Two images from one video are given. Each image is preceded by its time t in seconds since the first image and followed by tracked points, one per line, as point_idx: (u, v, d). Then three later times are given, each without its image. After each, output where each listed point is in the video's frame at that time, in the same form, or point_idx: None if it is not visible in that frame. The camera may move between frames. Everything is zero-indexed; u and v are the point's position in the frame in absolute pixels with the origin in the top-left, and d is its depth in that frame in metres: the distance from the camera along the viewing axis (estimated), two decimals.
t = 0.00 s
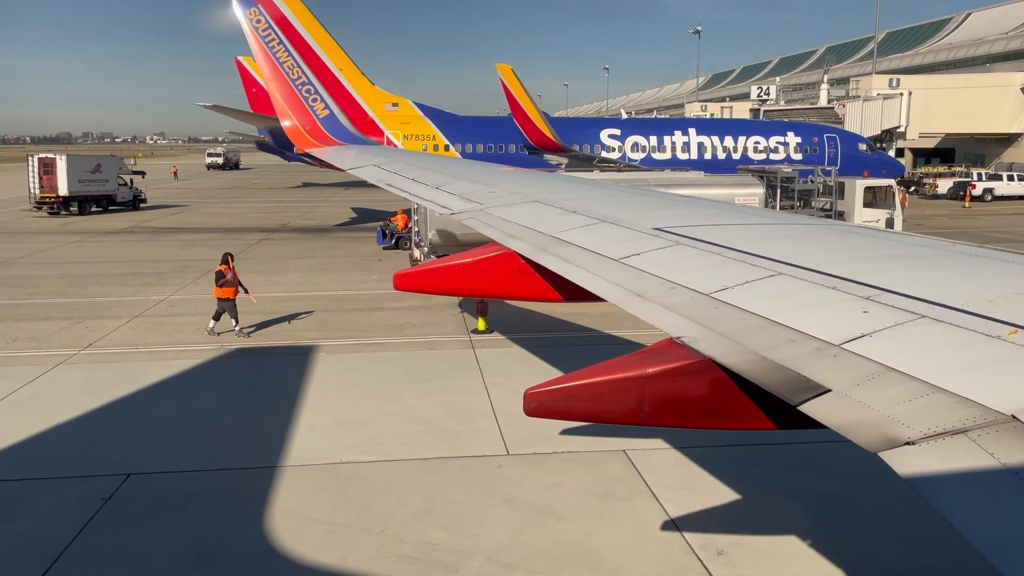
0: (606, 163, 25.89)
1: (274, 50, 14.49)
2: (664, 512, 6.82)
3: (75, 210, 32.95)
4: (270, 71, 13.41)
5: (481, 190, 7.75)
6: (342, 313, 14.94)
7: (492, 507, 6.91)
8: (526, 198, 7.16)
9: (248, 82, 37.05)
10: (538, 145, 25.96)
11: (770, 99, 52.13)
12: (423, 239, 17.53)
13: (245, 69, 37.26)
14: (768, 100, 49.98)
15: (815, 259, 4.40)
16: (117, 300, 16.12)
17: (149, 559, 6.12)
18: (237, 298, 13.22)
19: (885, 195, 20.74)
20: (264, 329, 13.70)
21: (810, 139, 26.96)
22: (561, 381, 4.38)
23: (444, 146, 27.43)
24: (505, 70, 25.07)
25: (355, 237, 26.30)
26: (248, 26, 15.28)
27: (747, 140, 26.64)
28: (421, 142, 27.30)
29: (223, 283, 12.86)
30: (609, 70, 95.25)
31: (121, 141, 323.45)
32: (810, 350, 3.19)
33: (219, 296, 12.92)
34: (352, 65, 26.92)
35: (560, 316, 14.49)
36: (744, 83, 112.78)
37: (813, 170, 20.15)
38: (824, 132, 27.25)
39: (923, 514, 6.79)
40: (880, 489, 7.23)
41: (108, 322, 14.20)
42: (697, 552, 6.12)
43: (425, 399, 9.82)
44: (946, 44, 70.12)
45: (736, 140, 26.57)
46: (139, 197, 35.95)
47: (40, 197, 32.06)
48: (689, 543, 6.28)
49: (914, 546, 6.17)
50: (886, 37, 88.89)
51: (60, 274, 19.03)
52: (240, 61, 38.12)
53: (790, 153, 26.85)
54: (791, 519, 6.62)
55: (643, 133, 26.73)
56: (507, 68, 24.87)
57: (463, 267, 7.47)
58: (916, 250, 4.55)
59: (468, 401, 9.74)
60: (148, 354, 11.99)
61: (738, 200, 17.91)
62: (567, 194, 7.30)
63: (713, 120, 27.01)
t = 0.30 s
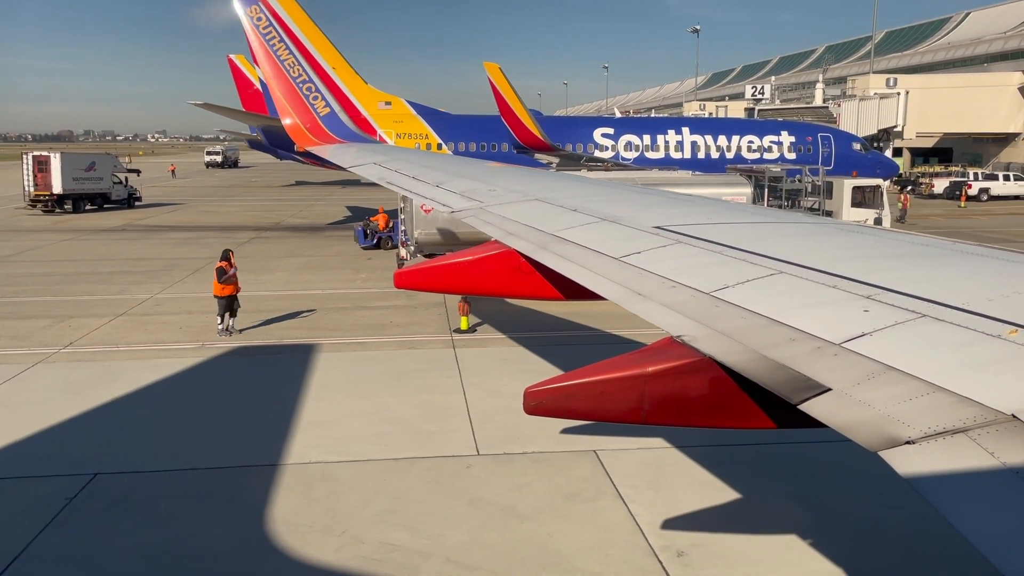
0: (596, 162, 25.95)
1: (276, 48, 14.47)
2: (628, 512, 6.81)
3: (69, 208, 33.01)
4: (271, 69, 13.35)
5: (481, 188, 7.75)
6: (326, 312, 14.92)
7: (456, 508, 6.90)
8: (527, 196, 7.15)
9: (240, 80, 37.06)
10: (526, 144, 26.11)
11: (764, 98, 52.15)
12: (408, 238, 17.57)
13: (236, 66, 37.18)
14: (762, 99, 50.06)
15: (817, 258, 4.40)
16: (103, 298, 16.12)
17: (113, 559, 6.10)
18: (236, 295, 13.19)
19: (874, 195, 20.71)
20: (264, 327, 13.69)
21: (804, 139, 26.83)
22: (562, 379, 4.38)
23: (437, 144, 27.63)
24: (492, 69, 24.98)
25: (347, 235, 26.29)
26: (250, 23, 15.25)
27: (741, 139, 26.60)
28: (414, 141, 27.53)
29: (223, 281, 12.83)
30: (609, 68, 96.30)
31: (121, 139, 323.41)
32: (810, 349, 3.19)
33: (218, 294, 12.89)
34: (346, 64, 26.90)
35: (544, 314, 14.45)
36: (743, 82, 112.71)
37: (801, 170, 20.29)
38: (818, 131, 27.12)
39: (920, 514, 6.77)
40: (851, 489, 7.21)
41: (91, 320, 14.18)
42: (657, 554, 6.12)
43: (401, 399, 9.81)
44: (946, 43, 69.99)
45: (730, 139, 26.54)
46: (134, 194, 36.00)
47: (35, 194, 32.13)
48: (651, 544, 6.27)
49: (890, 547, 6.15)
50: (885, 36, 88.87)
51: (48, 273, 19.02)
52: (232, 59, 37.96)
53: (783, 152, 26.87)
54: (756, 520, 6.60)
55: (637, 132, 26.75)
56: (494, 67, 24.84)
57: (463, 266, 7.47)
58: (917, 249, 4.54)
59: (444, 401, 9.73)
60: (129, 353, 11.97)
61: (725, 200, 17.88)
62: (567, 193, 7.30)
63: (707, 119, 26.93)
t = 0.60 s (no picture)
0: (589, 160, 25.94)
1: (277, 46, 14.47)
2: (593, 512, 6.79)
3: (64, 206, 33.01)
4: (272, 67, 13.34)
5: (481, 187, 7.76)
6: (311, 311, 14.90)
7: (420, 507, 6.89)
8: (528, 195, 7.16)
9: (233, 79, 36.94)
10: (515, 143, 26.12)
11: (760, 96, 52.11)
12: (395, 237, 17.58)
13: (229, 65, 37.06)
14: (758, 98, 50.01)
15: (818, 257, 4.40)
16: (91, 296, 16.12)
17: (75, 557, 6.08)
18: (239, 294, 13.21)
19: (862, 194, 20.74)
20: (269, 325, 13.71)
21: (798, 138, 26.86)
22: (563, 378, 4.39)
23: (431, 142, 27.69)
24: (481, 68, 24.96)
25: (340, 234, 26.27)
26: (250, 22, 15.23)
27: (735, 138, 26.62)
28: (407, 139, 27.62)
29: (225, 279, 12.87)
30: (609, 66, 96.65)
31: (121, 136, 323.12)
32: (810, 348, 3.20)
33: (220, 292, 12.92)
34: (339, 62, 26.91)
35: (528, 314, 14.41)
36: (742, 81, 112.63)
37: (790, 170, 20.35)
38: (812, 130, 27.17)
39: (915, 513, 6.78)
40: (821, 490, 7.18)
41: (75, 318, 14.18)
42: (618, 553, 6.10)
43: (378, 397, 9.81)
44: (944, 42, 69.89)
45: (724, 138, 26.55)
46: (129, 192, 36.00)
47: (30, 192, 32.13)
48: (612, 543, 6.24)
49: (868, 548, 6.11)
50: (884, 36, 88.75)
51: (37, 271, 19.03)
52: (224, 57, 37.85)
53: (777, 151, 26.88)
54: (732, 521, 6.59)
55: (631, 131, 26.74)
56: (483, 65, 24.83)
57: (464, 264, 7.49)
58: (917, 249, 4.54)
59: (420, 400, 9.71)
60: (111, 351, 11.97)
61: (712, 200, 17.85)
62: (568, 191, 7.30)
63: (702, 118, 26.96)
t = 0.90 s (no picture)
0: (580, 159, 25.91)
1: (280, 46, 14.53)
2: (559, 513, 6.77)
3: (58, 204, 32.98)
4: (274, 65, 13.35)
5: (483, 185, 7.75)
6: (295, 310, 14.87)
7: (386, 507, 6.87)
8: (528, 193, 7.16)
9: (226, 78, 36.68)
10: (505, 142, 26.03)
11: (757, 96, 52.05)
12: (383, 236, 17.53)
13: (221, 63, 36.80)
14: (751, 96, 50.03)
15: (818, 256, 4.41)
16: (82, 295, 16.10)
17: (39, 557, 6.05)
18: (239, 291, 13.21)
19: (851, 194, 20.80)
20: (269, 324, 13.70)
21: (792, 137, 26.87)
22: (563, 377, 4.40)
23: (424, 141, 27.64)
24: (469, 66, 24.84)
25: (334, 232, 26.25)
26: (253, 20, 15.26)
27: (728, 138, 26.62)
28: (401, 138, 27.57)
29: (226, 275, 12.86)
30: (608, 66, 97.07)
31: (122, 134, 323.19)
32: (811, 347, 3.20)
33: (222, 288, 12.93)
34: (333, 60, 26.85)
35: (512, 313, 14.40)
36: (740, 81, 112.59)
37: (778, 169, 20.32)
38: (806, 130, 27.19)
39: (909, 512, 6.77)
40: (791, 490, 7.16)
41: (58, 317, 14.16)
42: (581, 554, 6.08)
43: (355, 396, 9.79)
44: (943, 42, 69.81)
45: (717, 137, 26.55)
46: (125, 190, 35.97)
47: (24, 190, 32.10)
48: (575, 544, 6.23)
49: (852, 550, 6.10)
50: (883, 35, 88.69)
51: (29, 269, 19.03)
52: (216, 55, 37.60)
53: (771, 150, 26.82)
54: (721, 522, 6.58)
55: (625, 130, 26.70)
56: (471, 63, 24.70)
57: (466, 263, 7.53)
58: (916, 248, 4.54)
59: (402, 399, 9.68)
60: (91, 350, 11.96)
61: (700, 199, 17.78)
62: (567, 190, 7.30)
63: (696, 117, 26.93)
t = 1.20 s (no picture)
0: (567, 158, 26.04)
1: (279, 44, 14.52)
2: (525, 513, 6.74)
3: (52, 202, 32.96)
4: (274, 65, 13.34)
5: (483, 184, 7.74)
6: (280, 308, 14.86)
7: (352, 506, 6.85)
8: (529, 192, 7.15)
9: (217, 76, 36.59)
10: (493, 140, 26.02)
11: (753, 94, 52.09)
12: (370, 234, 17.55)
13: (212, 61, 36.76)
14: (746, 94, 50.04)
15: (819, 255, 4.41)
16: (72, 293, 16.08)
17: (13, 557, 6.02)
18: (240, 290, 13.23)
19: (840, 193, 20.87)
20: (269, 322, 13.72)
21: (785, 136, 26.92)
22: (562, 375, 4.40)
23: (416, 139, 27.64)
24: (457, 64, 24.83)
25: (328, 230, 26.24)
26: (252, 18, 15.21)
27: (722, 136, 26.56)
28: (392, 136, 27.59)
29: (228, 276, 12.86)
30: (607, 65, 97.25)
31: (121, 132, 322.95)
32: (811, 346, 3.20)
33: (224, 289, 12.92)
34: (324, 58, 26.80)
35: (495, 313, 14.36)
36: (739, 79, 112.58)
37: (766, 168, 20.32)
38: (800, 128, 27.21)
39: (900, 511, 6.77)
40: (762, 490, 7.14)
41: (41, 315, 14.12)
42: (543, 554, 6.06)
43: (330, 395, 9.77)
44: (941, 41, 69.78)
45: (711, 136, 26.55)
46: (119, 188, 35.95)
47: (18, 188, 32.09)
48: (540, 544, 6.21)
49: (841, 550, 6.09)
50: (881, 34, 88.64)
51: (19, 266, 19.02)
52: (207, 54, 37.59)
53: (765, 149, 26.90)
54: (706, 522, 6.57)
55: (618, 129, 26.68)
56: (459, 61, 24.70)
57: (466, 262, 7.56)
58: (917, 247, 4.54)
59: (389, 398, 9.67)
60: (74, 348, 11.94)
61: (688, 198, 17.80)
62: (567, 189, 7.31)
63: (689, 115, 26.97)
